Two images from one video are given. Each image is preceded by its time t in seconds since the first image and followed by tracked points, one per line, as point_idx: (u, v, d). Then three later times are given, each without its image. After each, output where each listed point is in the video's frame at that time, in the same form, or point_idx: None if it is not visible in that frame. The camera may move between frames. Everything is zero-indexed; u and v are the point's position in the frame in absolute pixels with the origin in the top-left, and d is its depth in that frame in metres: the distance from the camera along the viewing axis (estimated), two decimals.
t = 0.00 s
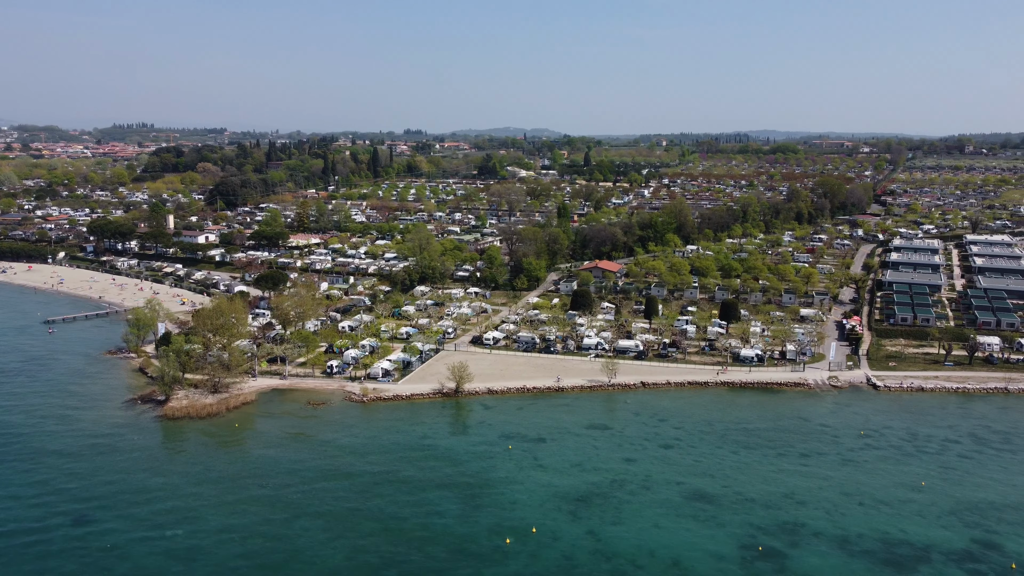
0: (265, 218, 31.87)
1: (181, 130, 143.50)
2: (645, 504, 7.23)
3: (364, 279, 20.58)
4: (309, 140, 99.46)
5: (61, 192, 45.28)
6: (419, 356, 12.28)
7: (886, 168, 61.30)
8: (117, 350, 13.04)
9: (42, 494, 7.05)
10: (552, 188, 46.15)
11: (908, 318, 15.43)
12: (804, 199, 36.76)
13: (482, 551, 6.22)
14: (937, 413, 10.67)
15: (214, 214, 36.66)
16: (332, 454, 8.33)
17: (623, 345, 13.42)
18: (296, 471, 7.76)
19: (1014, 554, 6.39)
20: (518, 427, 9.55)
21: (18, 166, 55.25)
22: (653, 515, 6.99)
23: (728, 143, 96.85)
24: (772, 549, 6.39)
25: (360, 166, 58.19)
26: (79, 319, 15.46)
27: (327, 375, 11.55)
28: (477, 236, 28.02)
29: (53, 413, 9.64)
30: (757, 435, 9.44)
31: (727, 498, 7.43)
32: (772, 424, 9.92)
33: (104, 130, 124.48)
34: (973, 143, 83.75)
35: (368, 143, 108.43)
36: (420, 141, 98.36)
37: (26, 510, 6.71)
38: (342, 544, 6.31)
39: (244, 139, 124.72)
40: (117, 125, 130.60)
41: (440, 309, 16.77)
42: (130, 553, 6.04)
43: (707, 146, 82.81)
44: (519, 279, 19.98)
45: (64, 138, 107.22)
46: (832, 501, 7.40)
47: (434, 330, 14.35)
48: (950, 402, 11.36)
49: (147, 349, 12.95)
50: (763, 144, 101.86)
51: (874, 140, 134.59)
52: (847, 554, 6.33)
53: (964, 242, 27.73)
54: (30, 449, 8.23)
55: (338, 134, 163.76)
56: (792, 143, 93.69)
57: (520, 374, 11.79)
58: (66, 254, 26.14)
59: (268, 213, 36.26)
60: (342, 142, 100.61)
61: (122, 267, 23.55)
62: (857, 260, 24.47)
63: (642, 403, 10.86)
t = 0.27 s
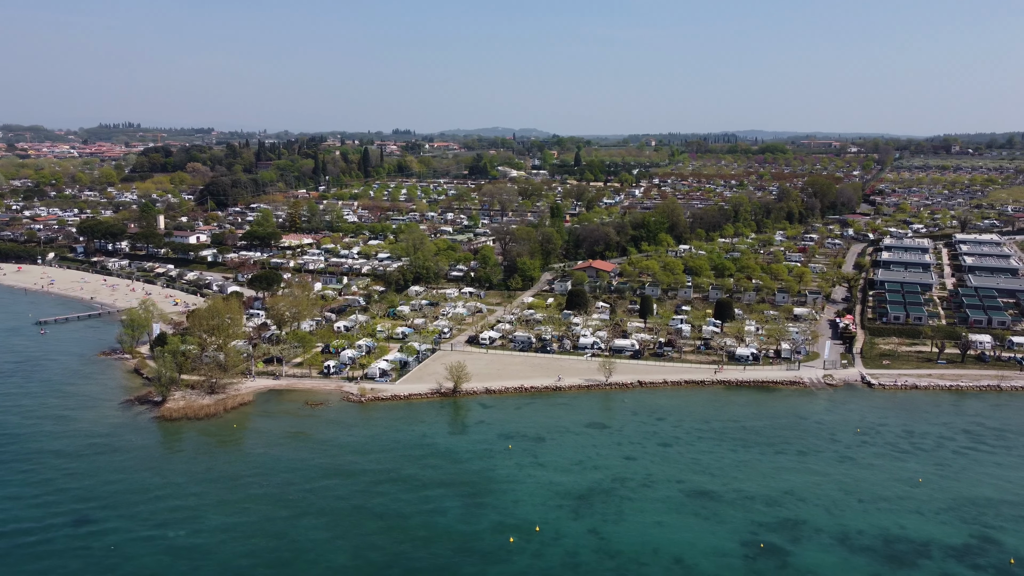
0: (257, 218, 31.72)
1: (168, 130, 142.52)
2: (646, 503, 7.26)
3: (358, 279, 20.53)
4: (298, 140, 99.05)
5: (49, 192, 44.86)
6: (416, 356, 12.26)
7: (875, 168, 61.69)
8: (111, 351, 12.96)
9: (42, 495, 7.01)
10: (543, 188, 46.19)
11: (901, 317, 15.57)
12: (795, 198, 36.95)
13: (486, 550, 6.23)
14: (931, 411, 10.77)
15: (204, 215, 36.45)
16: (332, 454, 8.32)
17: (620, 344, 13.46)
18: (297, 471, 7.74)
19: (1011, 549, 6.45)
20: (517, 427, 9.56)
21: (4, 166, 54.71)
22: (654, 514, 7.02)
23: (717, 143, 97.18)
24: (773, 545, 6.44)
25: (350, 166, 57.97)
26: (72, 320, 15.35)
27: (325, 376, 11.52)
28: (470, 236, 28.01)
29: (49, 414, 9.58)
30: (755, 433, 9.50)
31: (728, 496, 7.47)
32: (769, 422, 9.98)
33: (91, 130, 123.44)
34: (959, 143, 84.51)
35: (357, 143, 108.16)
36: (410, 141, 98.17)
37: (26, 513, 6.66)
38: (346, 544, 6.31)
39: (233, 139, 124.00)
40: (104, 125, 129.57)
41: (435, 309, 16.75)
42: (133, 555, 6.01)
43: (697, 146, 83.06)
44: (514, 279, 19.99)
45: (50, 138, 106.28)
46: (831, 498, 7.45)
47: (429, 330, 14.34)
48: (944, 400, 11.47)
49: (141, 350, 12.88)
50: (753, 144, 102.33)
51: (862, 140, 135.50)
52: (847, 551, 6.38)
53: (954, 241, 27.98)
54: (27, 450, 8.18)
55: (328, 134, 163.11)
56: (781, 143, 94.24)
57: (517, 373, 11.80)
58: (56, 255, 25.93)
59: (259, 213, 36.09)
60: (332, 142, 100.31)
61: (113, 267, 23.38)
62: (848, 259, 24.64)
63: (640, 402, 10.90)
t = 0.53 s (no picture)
0: (248, 219, 31.58)
1: (156, 130, 141.56)
2: (647, 501, 7.28)
3: (351, 279, 20.46)
4: (287, 140, 98.69)
5: (36, 193, 44.48)
6: (413, 356, 12.26)
7: (863, 168, 62.12)
8: (106, 352, 12.89)
9: (41, 496, 6.97)
10: (535, 188, 46.21)
11: (894, 316, 15.72)
12: (785, 198, 37.16)
13: (490, 550, 6.23)
14: (926, 409, 10.88)
15: (195, 215, 36.26)
16: (332, 453, 8.29)
17: (616, 344, 13.51)
18: (298, 471, 7.72)
19: (1010, 545, 6.52)
20: (516, 426, 9.57)
21: None
22: (657, 512, 7.05)
23: (706, 143, 97.63)
24: (775, 543, 6.47)
25: (341, 166, 57.78)
26: (64, 321, 15.24)
27: (322, 376, 11.50)
28: (463, 236, 28.00)
29: (45, 415, 9.51)
30: (753, 432, 9.56)
31: (728, 494, 7.51)
32: (767, 421, 10.04)
33: (77, 130, 122.45)
34: (946, 143, 85.26)
35: (347, 144, 107.87)
36: (400, 142, 97.95)
37: (26, 515, 6.61)
38: (349, 544, 6.30)
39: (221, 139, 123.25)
40: (90, 125, 128.60)
41: (430, 309, 16.73)
42: (135, 557, 5.98)
43: (686, 146, 83.40)
44: (508, 279, 20.01)
45: (36, 138, 105.34)
46: (831, 496, 7.50)
47: (425, 330, 14.33)
48: (938, 398, 11.59)
49: (137, 351, 12.82)
50: (742, 144, 102.75)
51: (851, 140, 136.39)
52: (849, 548, 6.42)
53: (943, 240, 28.23)
54: (24, 451, 8.12)
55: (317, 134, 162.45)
56: (770, 143, 94.74)
57: (514, 373, 11.82)
58: (46, 256, 25.73)
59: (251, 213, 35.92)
60: (321, 143, 99.92)
61: (104, 269, 23.24)
62: (840, 258, 24.83)
63: (638, 401, 10.94)
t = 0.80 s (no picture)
0: (240, 219, 31.43)
1: (144, 130, 140.60)
2: (649, 499, 7.31)
3: (345, 279, 20.41)
4: (276, 140, 98.29)
5: (24, 193, 44.08)
6: (410, 356, 12.24)
7: (851, 168, 62.54)
8: (100, 353, 12.81)
9: (40, 499, 6.91)
10: (527, 188, 46.24)
11: (887, 314, 15.86)
12: (776, 198, 37.35)
13: (495, 549, 6.23)
14: (921, 407, 10.98)
15: (185, 215, 36.05)
16: (332, 453, 8.27)
17: (612, 343, 13.54)
18: (299, 471, 7.69)
19: (1008, 540, 6.60)
20: (516, 426, 9.58)
21: None
22: (659, 509, 7.08)
23: (695, 143, 97.94)
24: (778, 540, 6.51)
25: (331, 166, 57.59)
26: (57, 321, 15.12)
27: (319, 377, 11.46)
28: (456, 236, 27.99)
29: (41, 417, 9.44)
30: (751, 430, 9.61)
31: (729, 492, 7.55)
32: (764, 419, 10.11)
33: (63, 130, 121.43)
34: (933, 143, 86.02)
35: (337, 144, 107.54)
36: (391, 142, 97.76)
37: (26, 518, 6.56)
38: (353, 543, 6.29)
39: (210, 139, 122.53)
40: (77, 125, 127.55)
41: (425, 309, 16.71)
42: (139, 559, 5.94)
43: (676, 146, 83.69)
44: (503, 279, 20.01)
45: (23, 139, 104.42)
46: (831, 493, 7.55)
47: (422, 330, 14.32)
48: (932, 396, 11.70)
49: (132, 352, 12.75)
50: (728, 142, 103.42)
51: (836, 139, 137.36)
52: (850, 544, 6.48)
53: (933, 239, 28.49)
54: (21, 454, 8.06)
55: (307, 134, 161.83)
56: (760, 143, 95.25)
57: (512, 372, 11.83)
58: (36, 257, 25.52)
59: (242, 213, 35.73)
60: (311, 142, 99.57)
61: (95, 269, 23.09)
62: (831, 258, 25.00)
63: (636, 401, 10.97)
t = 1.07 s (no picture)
0: (232, 219, 31.30)
1: (133, 129, 139.62)
2: (652, 497, 7.35)
3: (340, 279, 20.37)
4: (267, 141, 97.98)
5: (12, 194, 43.74)
6: (408, 356, 12.24)
7: (841, 168, 62.91)
8: (95, 354, 12.75)
9: (43, 504, 6.91)
10: (520, 188, 46.25)
11: (881, 313, 16.00)
12: (768, 197, 37.52)
13: (500, 548, 6.25)
14: (917, 405, 11.08)
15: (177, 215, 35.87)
16: (334, 453, 8.26)
17: (609, 342, 13.58)
18: (301, 472, 7.69)
19: (1007, 535, 6.69)
20: (517, 425, 9.60)
21: None
22: (662, 508, 7.12)
23: (685, 143, 98.21)
24: (780, 537, 6.57)
25: (323, 166, 57.42)
26: (50, 323, 15.02)
27: (318, 377, 11.45)
28: (451, 236, 27.98)
29: (39, 419, 9.39)
30: (750, 428, 9.68)
31: (731, 490, 7.60)
32: (763, 417, 10.17)
33: (51, 130, 120.52)
34: (921, 143, 86.64)
35: (327, 144, 107.29)
36: (381, 141, 97.48)
37: (29, 522, 6.54)
38: (359, 543, 6.30)
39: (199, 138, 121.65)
40: (64, 125, 126.61)
41: (421, 309, 16.70)
42: (143, 562, 5.93)
43: (667, 146, 83.92)
44: (498, 279, 20.01)
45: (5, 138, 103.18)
46: (831, 491, 7.61)
47: (419, 330, 14.32)
48: (927, 394, 11.81)
49: (128, 352, 12.71)
50: (718, 142, 103.81)
51: (825, 139, 138.11)
52: (852, 540, 6.54)
53: (925, 238, 28.72)
54: (21, 459, 8.03)
55: (297, 133, 161.12)
56: (750, 143, 95.65)
57: (510, 372, 11.85)
58: (27, 258, 25.35)
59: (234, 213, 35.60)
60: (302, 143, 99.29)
61: (88, 270, 22.96)
62: (824, 257, 25.14)
63: (634, 399, 11.02)
